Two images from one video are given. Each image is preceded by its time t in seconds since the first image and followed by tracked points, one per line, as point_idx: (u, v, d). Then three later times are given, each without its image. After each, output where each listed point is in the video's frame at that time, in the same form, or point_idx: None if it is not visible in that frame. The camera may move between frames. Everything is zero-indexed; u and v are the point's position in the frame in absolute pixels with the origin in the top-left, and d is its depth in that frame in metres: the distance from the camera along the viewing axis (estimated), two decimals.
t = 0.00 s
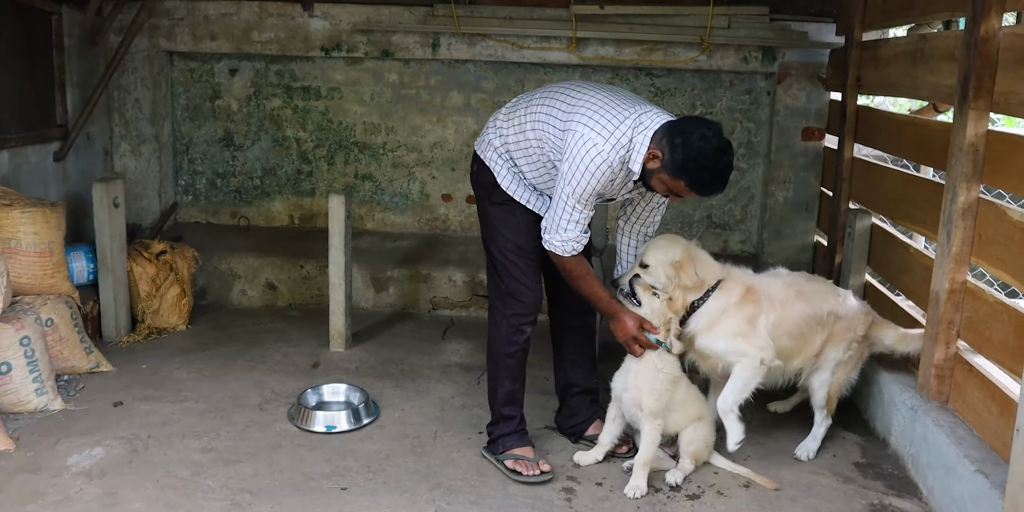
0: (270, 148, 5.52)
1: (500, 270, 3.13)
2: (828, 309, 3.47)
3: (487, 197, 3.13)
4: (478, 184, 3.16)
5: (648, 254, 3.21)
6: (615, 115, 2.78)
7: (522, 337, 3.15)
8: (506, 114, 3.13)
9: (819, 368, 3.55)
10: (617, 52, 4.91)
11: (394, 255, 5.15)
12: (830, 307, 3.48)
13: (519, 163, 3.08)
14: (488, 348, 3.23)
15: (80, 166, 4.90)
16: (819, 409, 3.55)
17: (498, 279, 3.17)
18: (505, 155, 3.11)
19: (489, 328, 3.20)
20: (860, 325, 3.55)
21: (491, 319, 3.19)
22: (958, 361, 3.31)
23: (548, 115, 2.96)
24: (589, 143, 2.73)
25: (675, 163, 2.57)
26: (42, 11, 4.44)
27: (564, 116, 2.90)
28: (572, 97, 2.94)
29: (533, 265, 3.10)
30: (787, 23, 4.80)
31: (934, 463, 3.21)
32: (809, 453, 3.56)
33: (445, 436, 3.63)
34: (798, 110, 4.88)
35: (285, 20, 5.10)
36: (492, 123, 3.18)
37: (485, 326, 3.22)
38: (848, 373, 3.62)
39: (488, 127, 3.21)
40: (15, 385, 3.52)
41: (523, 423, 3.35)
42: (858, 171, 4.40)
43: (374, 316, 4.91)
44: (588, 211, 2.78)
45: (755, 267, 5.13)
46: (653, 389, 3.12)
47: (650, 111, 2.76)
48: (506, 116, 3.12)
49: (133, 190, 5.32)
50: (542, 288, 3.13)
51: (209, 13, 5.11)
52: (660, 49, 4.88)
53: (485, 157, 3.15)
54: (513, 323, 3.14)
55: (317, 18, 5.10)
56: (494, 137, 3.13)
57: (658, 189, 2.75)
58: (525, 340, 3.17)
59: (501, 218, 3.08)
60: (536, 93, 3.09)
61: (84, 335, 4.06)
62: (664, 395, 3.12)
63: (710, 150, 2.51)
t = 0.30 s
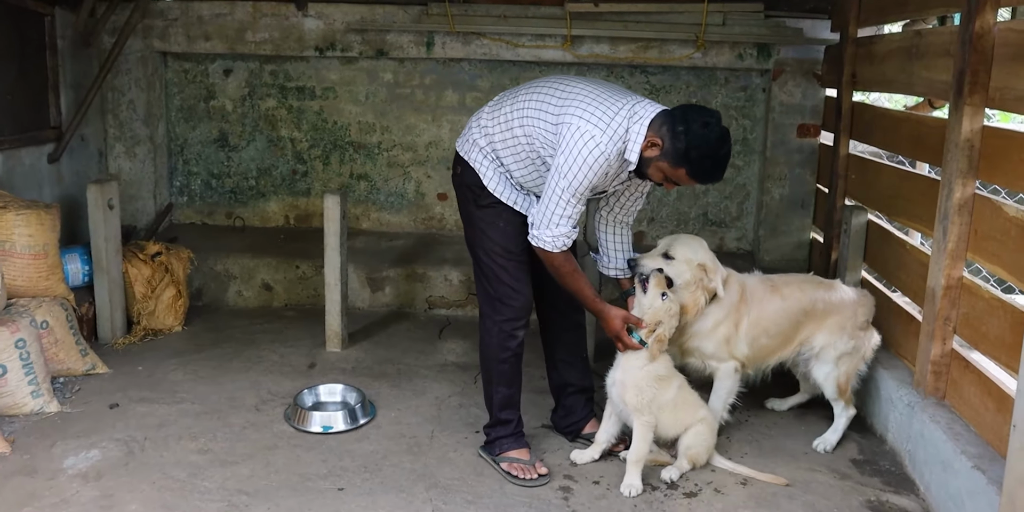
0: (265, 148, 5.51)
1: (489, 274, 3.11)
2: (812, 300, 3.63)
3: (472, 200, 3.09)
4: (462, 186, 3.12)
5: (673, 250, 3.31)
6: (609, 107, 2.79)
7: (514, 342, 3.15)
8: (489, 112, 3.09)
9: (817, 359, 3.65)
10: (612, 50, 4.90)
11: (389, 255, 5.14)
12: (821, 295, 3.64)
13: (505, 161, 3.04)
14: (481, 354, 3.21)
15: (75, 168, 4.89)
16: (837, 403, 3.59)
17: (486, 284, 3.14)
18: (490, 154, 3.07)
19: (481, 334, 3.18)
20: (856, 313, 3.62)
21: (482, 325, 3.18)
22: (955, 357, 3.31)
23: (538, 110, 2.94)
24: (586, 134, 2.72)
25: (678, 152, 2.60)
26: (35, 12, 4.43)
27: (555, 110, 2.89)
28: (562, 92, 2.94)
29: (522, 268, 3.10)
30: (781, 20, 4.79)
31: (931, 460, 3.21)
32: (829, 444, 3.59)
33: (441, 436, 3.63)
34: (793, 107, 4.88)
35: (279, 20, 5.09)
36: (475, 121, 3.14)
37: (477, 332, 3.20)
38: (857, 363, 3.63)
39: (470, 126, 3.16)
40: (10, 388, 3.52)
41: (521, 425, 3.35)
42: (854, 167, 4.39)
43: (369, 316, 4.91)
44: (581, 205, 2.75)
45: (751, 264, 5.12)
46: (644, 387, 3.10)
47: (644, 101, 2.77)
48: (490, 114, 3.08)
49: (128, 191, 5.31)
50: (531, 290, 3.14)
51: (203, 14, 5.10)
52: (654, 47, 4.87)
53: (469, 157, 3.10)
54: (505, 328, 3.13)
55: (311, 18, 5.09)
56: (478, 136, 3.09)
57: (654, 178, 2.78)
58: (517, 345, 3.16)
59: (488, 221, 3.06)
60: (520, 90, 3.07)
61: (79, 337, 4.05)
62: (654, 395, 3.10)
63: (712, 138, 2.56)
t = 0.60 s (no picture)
0: (260, 154, 5.49)
1: (479, 288, 3.09)
2: (778, 310, 3.68)
3: (461, 213, 3.08)
4: (451, 199, 3.11)
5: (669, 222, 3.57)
6: (591, 107, 2.78)
7: (507, 357, 3.13)
8: (474, 124, 3.09)
9: (791, 373, 3.66)
10: (607, 61, 4.90)
11: (383, 263, 5.12)
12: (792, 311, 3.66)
13: (494, 172, 3.03)
14: (474, 369, 3.19)
15: (68, 172, 4.87)
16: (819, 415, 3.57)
17: (478, 299, 3.12)
18: (478, 165, 3.05)
19: (473, 349, 3.17)
20: (824, 327, 3.61)
21: (474, 339, 3.16)
22: (946, 371, 3.29)
23: (521, 117, 2.93)
24: (571, 136, 2.71)
25: (668, 151, 2.60)
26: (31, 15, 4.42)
27: (538, 115, 2.88)
28: (542, 96, 2.93)
29: (513, 281, 3.07)
30: (778, 32, 4.79)
31: (921, 475, 3.19)
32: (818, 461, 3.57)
33: (432, 446, 3.60)
34: (789, 120, 4.87)
35: (276, 27, 5.08)
36: (460, 134, 3.14)
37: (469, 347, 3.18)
38: (830, 375, 3.61)
39: (456, 140, 3.16)
40: None
41: (512, 436, 3.32)
42: (848, 181, 4.38)
43: (362, 324, 4.89)
44: (580, 208, 2.74)
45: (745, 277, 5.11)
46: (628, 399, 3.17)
47: (625, 99, 2.76)
48: (474, 126, 3.07)
49: (122, 196, 5.30)
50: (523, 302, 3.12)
51: (199, 19, 5.09)
52: (649, 58, 4.88)
53: (456, 172, 3.09)
54: (497, 343, 3.11)
55: (307, 24, 5.08)
56: (464, 148, 3.08)
57: (645, 175, 2.78)
58: (510, 359, 3.14)
59: (478, 234, 3.04)
60: (502, 99, 3.06)
61: (70, 342, 4.02)
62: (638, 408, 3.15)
63: (703, 133, 2.54)
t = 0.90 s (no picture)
0: (254, 161, 5.49)
1: (473, 303, 3.06)
2: (711, 294, 4.02)
3: (449, 228, 3.03)
4: (437, 215, 3.04)
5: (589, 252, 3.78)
6: (586, 112, 2.84)
7: (505, 370, 3.12)
8: (455, 133, 3.05)
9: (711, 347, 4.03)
10: (602, 69, 4.93)
11: (377, 270, 5.13)
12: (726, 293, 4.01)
13: (481, 182, 3.00)
14: (470, 384, 3.17)
15: (61, 177, 4.86)
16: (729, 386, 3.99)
17: (470, 314, 3.09)
18: (463, 176, 3.02)
19: (469, 364, 3.14)
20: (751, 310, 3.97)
21: (470, 354, 3.14)
22: (939, 380, 3.34)
23: (511, 123, 2.94)
24: (573, 140, 2.74)
25: (669, 153, 2.70)
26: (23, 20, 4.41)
27: (531, 121, 2.90)
28: (531, 103, 2.95)
29: (506, 293, 3.05)
30: (771, 42, 4.83)
31: (914, 482, 3.23)
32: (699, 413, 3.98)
33: (427, 453, 3.61)
34: (782, 129, 4.92)
35: (270, 33, 5.09)
36: (441, 145, 3.10)
37: (465, 362, 3.16)
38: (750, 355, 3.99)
39: (436, 151, 3.12)
40: None
41: (507, 443, 3.34)
42: (841, 190, 4.43)
43: (356, 331, 4.89)
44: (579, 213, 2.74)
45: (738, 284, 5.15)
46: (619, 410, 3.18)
47: (616, 104, 2.86)
48: (457, 135, 3.04)
49: (115, 202, 5.28)
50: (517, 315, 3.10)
51: (193, 26, 5.08)
52: (644, 67, 4.91)
53: (440, 183, 3.04)
54: (495, 357, 3.09)
55: (302, 31, 5.08)
56: (448, 158, 3.05)
57: (639, 179, 2.86)
58: (508, 372, 3.14)
59: (469, 247, 3.01)
60: (484, 108, 3.05)
61: (62, 349, 4.00)
62: (629, 418, 3.16)
63: (699, 135, 2.67)
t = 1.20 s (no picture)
0: (275, 163, 5.52)
1: (492, 309, 3.02)
2: (688, 289, 4.05)
3: (470, 232, 2.95)
4: (457, 219, 2.95)
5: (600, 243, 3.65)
6: (611, 109, 2.87)
7: (521, 373, 3.13)
8: (472, 130, 2.97)
9: (696, 344, 4.13)
10: (622, 68, 4.92)
11: (398, 271, 5.14)
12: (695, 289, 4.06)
13: (500, 181, 2.95)
14: (487, 389, 3.17)
15: (84, 181, 4.90)
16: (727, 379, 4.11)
17: (485, 320, 3.05)
18: (482, 176, 2.95)
19: (485, 369, 3.13)
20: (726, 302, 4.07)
21: (485, 359, 3.12)
22: (966, 379, 3.30)
23: (534, 118, 2.90)
24: (603, 136, 2.75)
25: (692, 148, 2.81)
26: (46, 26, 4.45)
27: (555, 117, 2.88)
28: (552, 98, 2.93)
29: (523, 298, 3.04)
30: (792, 39, 4.80)
31: (941, 483, 3.19)
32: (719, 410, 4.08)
33: (449, 453, 3.61)
34: (803, 126, 4.88)
35: (290, 36, 5.11)
36: (456, 142, 2.99)
37: (479, 366, 3.15)
38: (731, 346, 4.12)
39: (449, 149, 3.01)
40: (16, 401, 3.50)
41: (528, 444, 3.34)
42: (864, 188, 4.39)
43: (378, 331, 4.90)
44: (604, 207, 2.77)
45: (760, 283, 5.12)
46: (644, 408, 3.11)
47: (634, 103, 2.93)
48: (475, 132, 2.96)
49: (137, 205, 5.33)
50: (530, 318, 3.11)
51: (214, 29, 5.11)
52: (664, 65, 4.89)
53: (458, 184, 2.95)
54: (511, 361, 3.09)
55: (322, 34, 5.10)
56: (466, 159, 2.95)
57: (654, 174, 2.95)
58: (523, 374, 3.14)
59: (489, 253, 2.96)
60: (502, 103, 2.99)
61: (87, 351, 4.04)
62: (655, 415, 3.10)
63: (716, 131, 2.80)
